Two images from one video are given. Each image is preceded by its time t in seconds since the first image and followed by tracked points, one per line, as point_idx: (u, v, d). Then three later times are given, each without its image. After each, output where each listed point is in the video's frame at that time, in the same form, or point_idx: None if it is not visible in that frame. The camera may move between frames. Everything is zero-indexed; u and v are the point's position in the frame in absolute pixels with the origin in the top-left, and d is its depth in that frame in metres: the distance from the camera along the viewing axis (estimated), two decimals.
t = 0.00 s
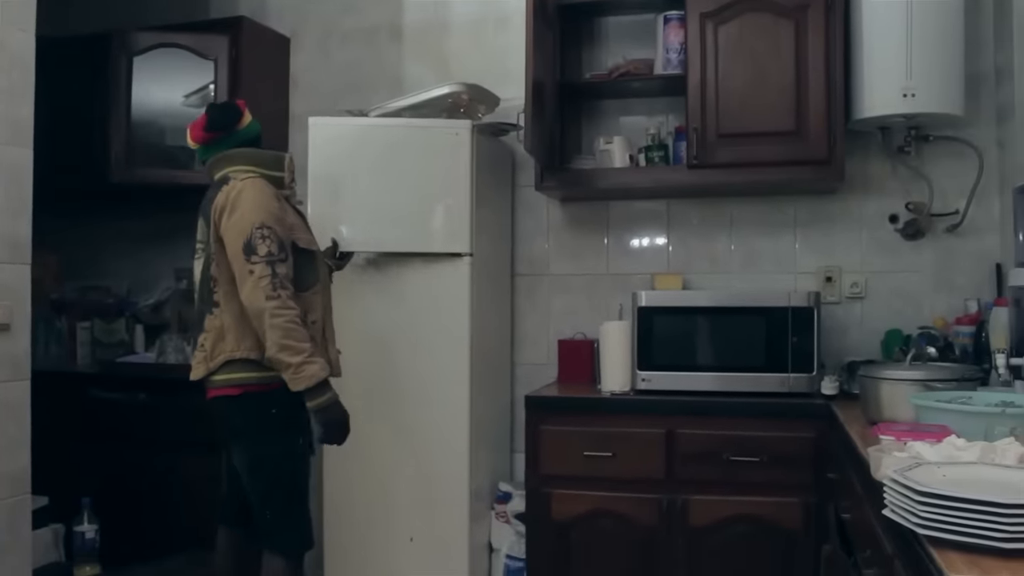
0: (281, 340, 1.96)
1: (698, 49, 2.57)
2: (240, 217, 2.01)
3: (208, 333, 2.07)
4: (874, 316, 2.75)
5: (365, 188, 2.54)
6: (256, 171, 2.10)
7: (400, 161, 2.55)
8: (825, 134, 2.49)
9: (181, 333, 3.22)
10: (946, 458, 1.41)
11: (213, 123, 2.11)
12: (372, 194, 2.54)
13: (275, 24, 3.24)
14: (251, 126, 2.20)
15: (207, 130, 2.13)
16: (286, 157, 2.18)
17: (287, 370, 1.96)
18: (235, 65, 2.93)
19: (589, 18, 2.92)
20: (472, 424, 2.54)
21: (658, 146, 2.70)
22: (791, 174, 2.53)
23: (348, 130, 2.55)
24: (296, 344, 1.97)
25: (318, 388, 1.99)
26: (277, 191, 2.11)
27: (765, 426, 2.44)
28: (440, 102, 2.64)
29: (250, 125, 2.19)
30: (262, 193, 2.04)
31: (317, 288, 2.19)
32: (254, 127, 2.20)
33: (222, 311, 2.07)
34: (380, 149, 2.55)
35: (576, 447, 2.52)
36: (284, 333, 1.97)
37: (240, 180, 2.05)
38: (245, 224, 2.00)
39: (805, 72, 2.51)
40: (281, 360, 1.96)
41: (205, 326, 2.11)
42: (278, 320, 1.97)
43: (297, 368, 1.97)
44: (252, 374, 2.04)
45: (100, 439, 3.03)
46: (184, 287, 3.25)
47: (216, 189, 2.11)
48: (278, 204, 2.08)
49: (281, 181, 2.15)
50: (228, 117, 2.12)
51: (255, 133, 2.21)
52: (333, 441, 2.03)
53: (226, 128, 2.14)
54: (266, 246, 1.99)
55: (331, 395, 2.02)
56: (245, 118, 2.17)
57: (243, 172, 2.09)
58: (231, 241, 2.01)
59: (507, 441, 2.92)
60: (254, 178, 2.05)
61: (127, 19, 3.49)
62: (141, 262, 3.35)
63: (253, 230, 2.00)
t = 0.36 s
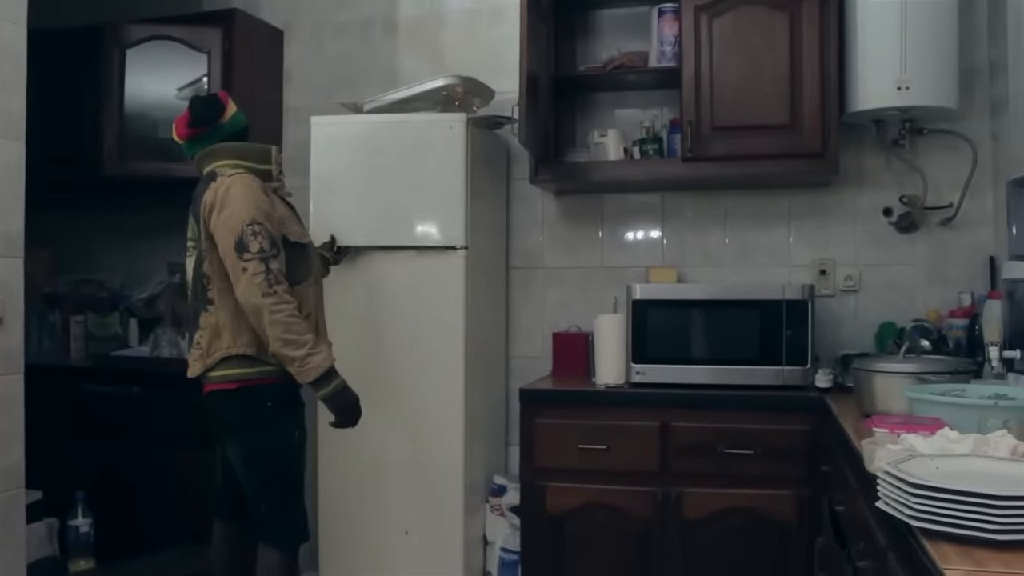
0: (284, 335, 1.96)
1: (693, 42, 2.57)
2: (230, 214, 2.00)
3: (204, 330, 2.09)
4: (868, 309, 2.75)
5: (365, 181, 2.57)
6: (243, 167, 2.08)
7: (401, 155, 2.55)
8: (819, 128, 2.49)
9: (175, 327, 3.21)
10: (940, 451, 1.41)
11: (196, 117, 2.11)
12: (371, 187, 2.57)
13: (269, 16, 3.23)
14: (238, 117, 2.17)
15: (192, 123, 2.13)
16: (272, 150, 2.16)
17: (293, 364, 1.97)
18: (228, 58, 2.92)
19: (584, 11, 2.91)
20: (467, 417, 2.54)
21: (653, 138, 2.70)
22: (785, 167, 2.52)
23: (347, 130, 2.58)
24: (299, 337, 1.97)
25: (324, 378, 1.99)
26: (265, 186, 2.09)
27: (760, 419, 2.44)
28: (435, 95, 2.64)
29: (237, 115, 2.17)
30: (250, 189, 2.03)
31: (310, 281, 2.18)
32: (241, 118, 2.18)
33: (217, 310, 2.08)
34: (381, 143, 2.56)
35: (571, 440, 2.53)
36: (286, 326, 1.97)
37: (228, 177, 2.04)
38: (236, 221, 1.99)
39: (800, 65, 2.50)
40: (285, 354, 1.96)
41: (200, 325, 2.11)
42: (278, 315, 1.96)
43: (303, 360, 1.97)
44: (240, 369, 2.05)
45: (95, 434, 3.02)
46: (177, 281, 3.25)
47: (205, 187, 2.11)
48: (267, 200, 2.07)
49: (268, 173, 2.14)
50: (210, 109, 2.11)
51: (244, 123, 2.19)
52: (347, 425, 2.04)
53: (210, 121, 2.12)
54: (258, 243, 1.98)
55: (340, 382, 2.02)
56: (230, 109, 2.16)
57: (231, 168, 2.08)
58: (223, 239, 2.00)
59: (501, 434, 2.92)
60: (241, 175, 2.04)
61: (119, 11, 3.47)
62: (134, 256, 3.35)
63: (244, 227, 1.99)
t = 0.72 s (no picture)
0: (246, 351, 1.96)
1: (685, 33, 2.57)
2: (219, 218, 1.99)
3: (196, 328, 2.08)
4: (860, 301, 2.76)
5: (361, 174, 2.58)
6: (238, 166, 2.06)
7: (396, 148, 2.55)
8: (811, 119, 2.49)
9: (166, 320, 3.20)
10: (931, 441, 1.42)
11: (198, 108, 2.08)
12: (367, 180, 2.58)
13: (259, 8, 3.22)
14: (239, 104, 2.15)
15: (194, 114, 2.10)
16: (271, 144, 2.18)
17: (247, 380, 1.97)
18: (219, 49, 2.90)
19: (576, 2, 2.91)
20: (460, 410, 2.54)
21: (645, 130, 2.70)
22: (777, 158, 2.53)
23: (343, 124, 2.60)
24: (258, 356, 1.97)
25: (274, 402, 1.98)
26: (259, 186, 2.07)
27: (752, 410, 2.45)
28: (427, 87, 2.62)
29: (237, 102, 2.14)
30: (239, 192, 2.00)
31: (302, 282, 2.16)
32: (241, 104, 2.15)
33: (208, 309, 2.07)
34: (377, 136, 2.57)
35: (563, 431, 2.53)
36: (250, 342, 1.97)
37: (220, 177, 2.03)
38: (222, 227, 1.98)
39: (792, 56, 2.50)
40: (242, 369, 1.97)
41: (193, 322, 2.11)
42: (244, 330, 1.96)
43: (254, 380, 1.97)
44: (220, 373, 2.03)
45: (85, 427, 3.03)
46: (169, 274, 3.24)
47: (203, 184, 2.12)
48: (258, 202, 2.05)
49: (269, 168, 2.16)
50: (211, 100, 2.08)
51: (243, 110, 2.16)
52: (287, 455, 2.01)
53: (211, 112, 2.10)
54: (241, 251, 1.97)
55: (290, 410, 2.01)
56: (231, 97, 2.13)
57: (228, 164, 2.06)
58: (209, 243, 2.00)
59: (494, 425, 2.92)
60: (232, 177, 2.02)
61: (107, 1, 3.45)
62: (124, 249, 3.35)
63: (230, 233, 1.97)
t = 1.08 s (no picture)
0: (251, 352, 1.96)
1: (678, 26, 2.57)
2: (218, 218, 1.99)
3: (195, 326, 2.09)
4: (854, 293, 2.76)
5: (354, 168, 2.58)
6: (240, 164, 2.06)
7: (390, 142, 2.55)
8: (805, 112, 2.49)
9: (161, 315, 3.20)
10: (925, 432, 1.42)
11: (220, 83, 2.10)
12: (360, 174, 2.58)
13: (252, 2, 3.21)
14: (264, 93, 2.15)
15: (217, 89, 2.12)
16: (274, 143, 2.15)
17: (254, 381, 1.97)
18: (212, 43, 2.91)
19: None
20: (454, 404, 2.54)
21: (639, 123, 2.70)
22: (771, 151, 2.53)
23: (336, 118, 2.59)
24: (264, 357, 1.97)
25: (285, 399, 1.98)
26: (260, 185, 2.06)
27: (747, 402, 2.45)
28: (420, 80, 2.62)
29: (263, 90, 2.15)
30: (239, 192, 2.00)
31: (303, 281, 2.15)
32: (266, 94, 2.15)
33: (207, 308, 2.07)
34: (370, 130, 2.57)
35: (558, 425, 2.53)
36: (254, 343, 1.96)
37: (220, 176, 2.02)
38: (221, 228, 1.98)
39: (786, 49, 2.50)
40: (249, 370, 1.97)
41: (193, 319, 2.12)
42: (246, 332, 1.96)
43: (264, 380, 1.97)
44: (226, 371, 2.04)
45: (81, 423, 3.02)
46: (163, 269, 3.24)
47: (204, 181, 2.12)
48: (258, 202, 2.04)
49: (271, 166, 2.14)
50: (234, 79, 2.10)
51: (267, 101, 2.16)
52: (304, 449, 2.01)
53: (233, 91, 2.11)
54: (240, 253, 1.97)
55: (303, 405, 2.00)
56: (257, 84, 2.14)
57: (229, 162, 2.06)
58: (209, 244, 2.00)
59: (489, 419, 2.92)
60: (232, 177, 2.01)
61: None
62: (119, 244, 3.34)
63: (229, 234, 1.97)
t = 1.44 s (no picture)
0: (252, 348, 1.96)
1: (671, 20, 2.56)
2: (223, 212, 1.99)
3: (196, 321, 2.09)
4: (848, 286, 2.77)
5: (347, 163, 2.58)
6: (246, 159, 2.05)
7: (383, 136, 2.55)
8: (798, 106, 2.49)
9: (154, 312, 3.19)
10: (919, 425, 1.42)
11: (231, 75, 2.08)
12: (353, 168, 2.57)
13: None
14: (275, 90, 2.14)
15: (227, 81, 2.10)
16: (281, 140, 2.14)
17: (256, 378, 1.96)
18: (203, 39, 2.89)
19: None
20: (449, 399, 2.54)
21: (632, 117, 2.70)
22: (764, 145, 2.53)
23: (328, 112, 2.58)
24: (265, 353, 1.96)
25: (285, 398, 1.97)
26: (265, 181, 2.05)
27: (741, 396, 2.46)
28: (414, 75, 2.62)
29: (274, 87, 2.14)
30: (244, 187, 1.99)
31: (304, 279, 2.15)
32: (277, 91, 2.14)
33: (208, 303, 2.07)
34: (363, 126, 2.56)
35: (553, 420, 2.53)
36: (256, 339, 1.96)
37: (227, 171, 2.02)
38: (226, 222, 1.98)
39: (779, 42, 2.50)
40: (250, 367, 1.96)
41: (193, 314, 2.12)
42: (250, 328, 1.96)
43: (264, 377, 1.97)
44: (225, 368, 2.04)
45: (75, 423, 3.01)
46: (156, 266, 3.23)
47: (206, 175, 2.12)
48: (263, 198, 2.03)
49: (276, 163, 2.13)
50: (247, 73, 2.08)
51: (276, 99, 2.15)
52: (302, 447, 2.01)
53: (243, 86, 2.09)
54: (245, 248, 1.96)
55: (302, 404, 2.00)
56: (268, 80, 2.13)
57: (235, 157, 2.05)
58: (214, 238, 2.00)
59: (484, 413, 2.92)
60: (238, 172, 2.01)
61: None
62: (111, 241, 3.33)
63: (234, 229, 1.97)
